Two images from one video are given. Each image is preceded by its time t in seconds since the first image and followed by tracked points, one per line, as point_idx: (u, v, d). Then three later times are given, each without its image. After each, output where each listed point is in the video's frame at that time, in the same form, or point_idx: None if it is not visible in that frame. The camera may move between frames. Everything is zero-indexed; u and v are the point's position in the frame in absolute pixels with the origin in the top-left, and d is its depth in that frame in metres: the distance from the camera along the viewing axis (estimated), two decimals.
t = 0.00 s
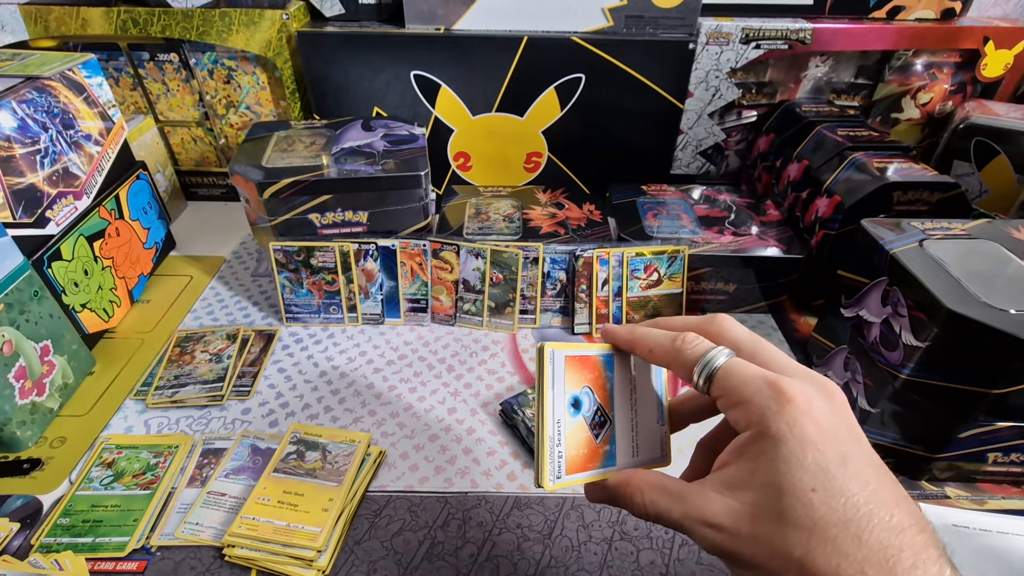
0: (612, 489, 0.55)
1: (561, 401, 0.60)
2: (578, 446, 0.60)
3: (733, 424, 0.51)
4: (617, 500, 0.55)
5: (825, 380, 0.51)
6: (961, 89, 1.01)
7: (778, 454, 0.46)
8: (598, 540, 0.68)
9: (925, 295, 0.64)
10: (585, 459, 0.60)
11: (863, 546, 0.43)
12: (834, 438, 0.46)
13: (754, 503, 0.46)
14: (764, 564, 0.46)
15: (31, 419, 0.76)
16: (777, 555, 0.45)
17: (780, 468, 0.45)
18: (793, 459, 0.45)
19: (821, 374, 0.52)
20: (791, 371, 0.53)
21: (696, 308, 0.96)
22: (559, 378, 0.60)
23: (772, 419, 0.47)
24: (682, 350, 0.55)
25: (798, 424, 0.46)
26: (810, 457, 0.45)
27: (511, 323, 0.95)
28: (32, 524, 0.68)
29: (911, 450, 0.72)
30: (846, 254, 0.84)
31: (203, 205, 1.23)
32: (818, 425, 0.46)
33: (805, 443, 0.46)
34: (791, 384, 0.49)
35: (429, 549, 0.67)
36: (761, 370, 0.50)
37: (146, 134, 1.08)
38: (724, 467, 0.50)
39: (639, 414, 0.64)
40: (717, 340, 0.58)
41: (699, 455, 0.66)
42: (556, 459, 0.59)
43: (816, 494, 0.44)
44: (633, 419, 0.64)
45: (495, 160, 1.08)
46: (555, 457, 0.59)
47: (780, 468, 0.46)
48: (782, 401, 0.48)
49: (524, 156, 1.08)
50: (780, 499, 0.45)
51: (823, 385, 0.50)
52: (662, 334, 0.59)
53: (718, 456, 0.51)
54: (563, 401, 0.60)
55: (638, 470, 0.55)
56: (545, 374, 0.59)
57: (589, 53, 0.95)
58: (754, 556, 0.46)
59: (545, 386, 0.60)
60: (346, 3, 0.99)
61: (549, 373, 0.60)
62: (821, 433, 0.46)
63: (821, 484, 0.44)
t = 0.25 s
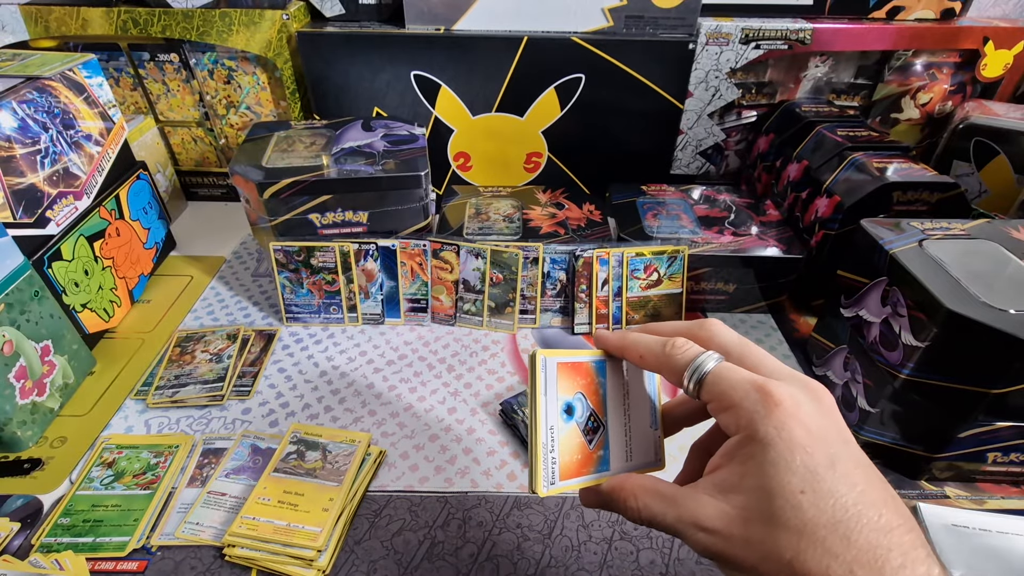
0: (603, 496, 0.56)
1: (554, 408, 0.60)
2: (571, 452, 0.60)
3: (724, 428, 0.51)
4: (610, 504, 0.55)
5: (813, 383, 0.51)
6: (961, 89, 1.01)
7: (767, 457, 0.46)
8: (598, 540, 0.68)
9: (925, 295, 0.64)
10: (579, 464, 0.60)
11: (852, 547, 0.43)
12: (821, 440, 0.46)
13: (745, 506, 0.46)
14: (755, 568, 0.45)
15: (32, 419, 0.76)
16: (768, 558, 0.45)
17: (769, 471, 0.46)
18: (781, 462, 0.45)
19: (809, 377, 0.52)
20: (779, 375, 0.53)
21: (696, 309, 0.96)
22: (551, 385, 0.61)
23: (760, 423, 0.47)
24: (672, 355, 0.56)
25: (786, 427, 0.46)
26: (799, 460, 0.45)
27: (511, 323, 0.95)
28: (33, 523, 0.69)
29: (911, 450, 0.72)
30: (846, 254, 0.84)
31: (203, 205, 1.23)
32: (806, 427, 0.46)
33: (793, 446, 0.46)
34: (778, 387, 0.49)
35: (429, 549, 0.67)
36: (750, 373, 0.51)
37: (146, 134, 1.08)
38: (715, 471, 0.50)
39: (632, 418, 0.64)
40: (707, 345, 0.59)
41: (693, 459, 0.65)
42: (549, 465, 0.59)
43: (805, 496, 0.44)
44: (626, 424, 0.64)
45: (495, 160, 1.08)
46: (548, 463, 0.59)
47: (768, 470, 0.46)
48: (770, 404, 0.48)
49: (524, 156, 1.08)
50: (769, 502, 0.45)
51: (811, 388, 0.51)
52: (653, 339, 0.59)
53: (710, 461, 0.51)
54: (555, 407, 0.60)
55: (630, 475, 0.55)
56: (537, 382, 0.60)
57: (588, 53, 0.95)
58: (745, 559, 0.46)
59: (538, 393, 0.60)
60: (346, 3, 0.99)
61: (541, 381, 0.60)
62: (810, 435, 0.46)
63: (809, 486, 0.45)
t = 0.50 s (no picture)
0: (603, 496, 0.56)
1: (554, 407, 0.60)
2: (571, 452, 0.60)
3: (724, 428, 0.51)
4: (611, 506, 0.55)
5: (813, 381, 0.51)
6: (961, 89, 1.01)
7: (767, 456, 0.46)
8: (598, 540, 0.68)
9: (925, 295, 0.64)
10: (579, 465, 0.60)
11: (853, 546, 0.43)
12: (822, 440, 0.46)
13: (745, 506, 0.46)
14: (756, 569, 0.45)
15: (32, 419, 0.76)
16: (767, 559, 0.44)
17: (770, 471, 0.46)
18: (783, 461, 0.46)
19: (809, 376, 0.52)
20: (780, 374, 0.53)
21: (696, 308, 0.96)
22: (552, 384, 0.60)
23: (761, 422, 0.47)
24: (672, 355, 0.56)
25: (787, 426, 0.47)
26: (800, 459, 0.45)
27: (511, 323, 0.95)
28: (33, 523, 0.69)
29: (912, 450, 0.72)
30: (846, 254, 0.84)
31: (203, 205, 1.23)
32: (807, 426, 0.47)
33: (794, 445, 0.46)
34: (779, 386, 0.49)
35: (429, 549, 0.67)
36: (750, 373, 0.51)
37: (146, 134, 1.08)
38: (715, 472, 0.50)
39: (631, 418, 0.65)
40: (706, 344, 0.59)
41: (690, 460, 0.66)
42: (550, 465, 0.59)
43: (806, 495, 0.44)
44: (626, 424, 0.64)
45: (495, 160, 1.08)
46: (548, 463, 0.59)
47: (769, 470, 0.46)
48: (771, 404, 0.48)
49: (524, 156, 1.08)
50: (770, 501, 0.45)
51: (811, 386, 0.51)
52: (652, 339, 0.60)
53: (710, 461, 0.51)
54: (556, 407, 0.60)
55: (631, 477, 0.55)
56: (538, 381, 0.59)
57: (588, 53, 0.95)
58: (747, 559, 0.45)
59: (538, 393, 0.60)
60: (346, 3, 0.99)
61: (541, 380, 0.60)
62: (810, 435, 0.46)
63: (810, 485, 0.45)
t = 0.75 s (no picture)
0: (599, 500, 0.56)
1: (549, 412, 0.60)
2: (567, 457, 0.59)
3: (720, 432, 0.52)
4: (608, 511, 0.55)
5: (807, 385, 0.52)
6: (961, 89, 1.01)
7: (762, 459, 0.46)
8: (598, 540, 0.68)
9: (925, 295, 0.64)
10: (575, 470, 0.59)
11: (850, 549, 0.43)
12: (817, 443, 0.47)
13: (741, 509, 0.46)
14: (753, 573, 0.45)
15: (32, 419, 0.76)
16: (765, 561, 0.44)
17: (766, 473, 0.46)
18: (778, 464, 0.46)
19: (803, 380, 0.53)
20: (773, 377, 0.54)
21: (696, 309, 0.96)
22: (546, 389, 0.60)
23: (756, 425, 0.48)
24: (666, 358, 0.57)
25: (782, 429, 0.47)
26: (795, 462, 0.46)
27: (511, 323, 0.95)
28: (33, 523, 0.69)
29: (912, 450, 0.72)
30: (846, 254, 0.84)
31: (203, 205, 1.23)
32: (802, 429, 0.47)
33: (788, 448, 0.46)
34: (773, 390, 0.49)
35: (429, 549, 0.67)
36: (744, 377, 0.51)
37: (146, 134, 1.08)
38: (711, 476, 0.50)
39: (626, 422, 0.65)
40: (700, 348, 0.59)
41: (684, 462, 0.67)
42: (546, 471, 0.58)
43: (802, 498, 0.44)
44: (620, 428, 0.64)
45: (495, 160, 1.08)
46: (543, 469, 0.58)
47: (764, 472, 0.46)
48: (765, 407, 0.48)
49: (524, 156, 1.08)
50: (766, 504, 0.45)
51: (805, 390, 0.51)
52: (647, 343, 0.60)
53: (707, 465, 0.52)
54: (550, 411, 0.60)
55: (627, 483, 0.55)
56: (533, 385, 0.59)
57: (588, 53, 0.95)
58: (744, 563, 0.45)
59: (533, 398, 0.59)
60: (346, 3, 0.99)
61: (535, 385, 0.60)
62: (805, 438, 0.47)
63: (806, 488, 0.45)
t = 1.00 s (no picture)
0: (599, 501, 0.56)
1: (549, 412, 0.60)
2: (567, 458, 0.59)
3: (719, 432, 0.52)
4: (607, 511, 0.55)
5: (805, 385, 0.52)
6: (961, 89, 1.01)
7: (761, 459, 0.46)
8: (598, 540, 0.68)
9: (925, 295, 0.64)
10: (575, 470, 0.59)
11: (848, 548, 0.43)
12: (816, 443, 0.47)
13: (740, 509, 0.46)
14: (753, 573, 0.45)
15: (32, 419, 0.76)
16: (765, 561, 0.44)
17: (765, 473, 0.46)
18: (777, 463, 0.46)
19: (801, 380, 0.53)
20: (772, 377, 0.54)
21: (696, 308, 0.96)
22: (546, 389, 0.60)
23: (755, 425, 0.48)
24: (665, 359, 0.57)
25: (781, 429, 0.47)
26: (794, 461, 0.46)
27: (511, 323, 0.95)
28: (33, 523, 0.69)
29: (912, 450, 0.72)
30: (846, 254, 0.84)
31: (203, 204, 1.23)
32: (800, 429, 0.47)
33: (787, 448, 0.46)
34: (771, 390, 0.50)
35: (429, 549, 0.67)
36: (743, 377, 0.51)
37: (146, 134, 1.08)
38: (710, 476, 0.50)
39: (626, 423, 0.65)
40: (699, 348, 0.59)
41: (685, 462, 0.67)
42: (546, 471, 0.58)
43: (800, 498, 0.44)
44: (620, 429, 0.64)
45: (495, 160, 1.08)
46: (543, 469, 0.58)
47: (763, 472, 0.46)
48: (764, 407, 0.48)
49: (524, 156, 1.08)
50: (765, 504, 0.45)
51: (804, 390, 0.51)
52: (646, 344, 0.60)
53: (706, 465, 0.52)
54: (550, 412, 0.60)
55: (627, 483, 0.55)
56: (533, 385, 0.59)
57: (588, 53, 0.95)
58: (743, 563, 0.45)
59: (533, 397, 0.59)
60: (346, 3, 0.99)
61: (535, 385, 0.60)
62: (804, 438, 0.47)
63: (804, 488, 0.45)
